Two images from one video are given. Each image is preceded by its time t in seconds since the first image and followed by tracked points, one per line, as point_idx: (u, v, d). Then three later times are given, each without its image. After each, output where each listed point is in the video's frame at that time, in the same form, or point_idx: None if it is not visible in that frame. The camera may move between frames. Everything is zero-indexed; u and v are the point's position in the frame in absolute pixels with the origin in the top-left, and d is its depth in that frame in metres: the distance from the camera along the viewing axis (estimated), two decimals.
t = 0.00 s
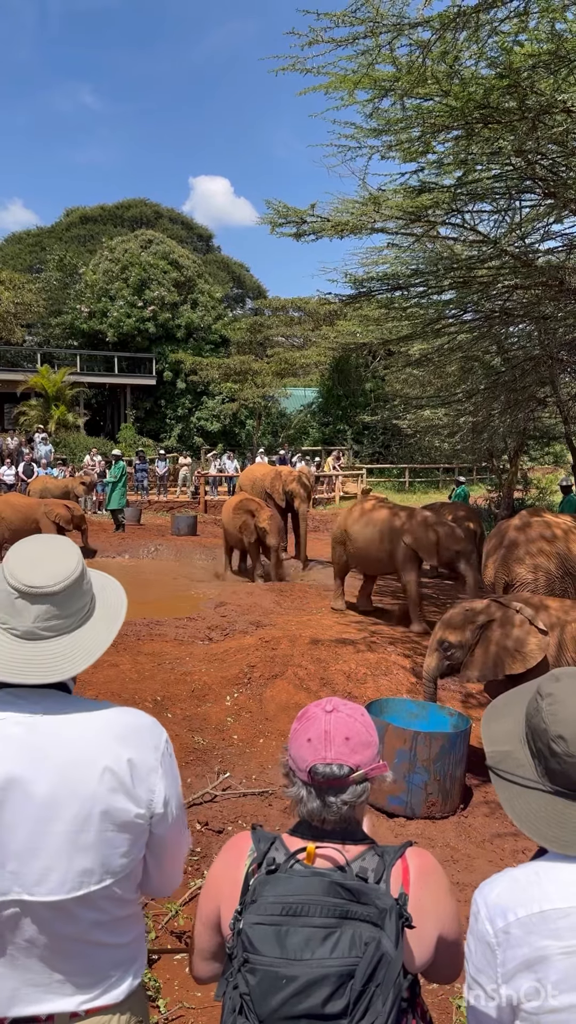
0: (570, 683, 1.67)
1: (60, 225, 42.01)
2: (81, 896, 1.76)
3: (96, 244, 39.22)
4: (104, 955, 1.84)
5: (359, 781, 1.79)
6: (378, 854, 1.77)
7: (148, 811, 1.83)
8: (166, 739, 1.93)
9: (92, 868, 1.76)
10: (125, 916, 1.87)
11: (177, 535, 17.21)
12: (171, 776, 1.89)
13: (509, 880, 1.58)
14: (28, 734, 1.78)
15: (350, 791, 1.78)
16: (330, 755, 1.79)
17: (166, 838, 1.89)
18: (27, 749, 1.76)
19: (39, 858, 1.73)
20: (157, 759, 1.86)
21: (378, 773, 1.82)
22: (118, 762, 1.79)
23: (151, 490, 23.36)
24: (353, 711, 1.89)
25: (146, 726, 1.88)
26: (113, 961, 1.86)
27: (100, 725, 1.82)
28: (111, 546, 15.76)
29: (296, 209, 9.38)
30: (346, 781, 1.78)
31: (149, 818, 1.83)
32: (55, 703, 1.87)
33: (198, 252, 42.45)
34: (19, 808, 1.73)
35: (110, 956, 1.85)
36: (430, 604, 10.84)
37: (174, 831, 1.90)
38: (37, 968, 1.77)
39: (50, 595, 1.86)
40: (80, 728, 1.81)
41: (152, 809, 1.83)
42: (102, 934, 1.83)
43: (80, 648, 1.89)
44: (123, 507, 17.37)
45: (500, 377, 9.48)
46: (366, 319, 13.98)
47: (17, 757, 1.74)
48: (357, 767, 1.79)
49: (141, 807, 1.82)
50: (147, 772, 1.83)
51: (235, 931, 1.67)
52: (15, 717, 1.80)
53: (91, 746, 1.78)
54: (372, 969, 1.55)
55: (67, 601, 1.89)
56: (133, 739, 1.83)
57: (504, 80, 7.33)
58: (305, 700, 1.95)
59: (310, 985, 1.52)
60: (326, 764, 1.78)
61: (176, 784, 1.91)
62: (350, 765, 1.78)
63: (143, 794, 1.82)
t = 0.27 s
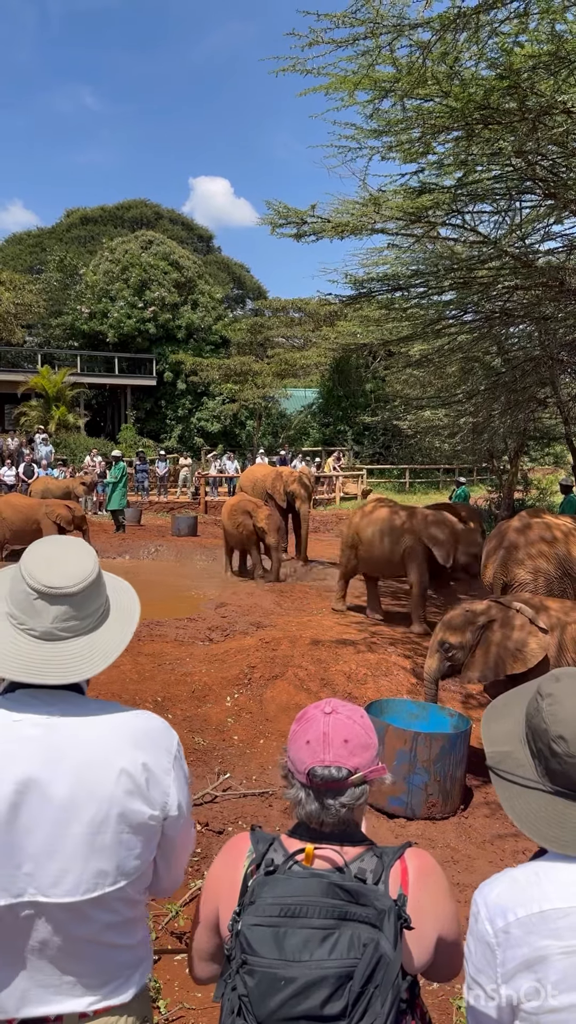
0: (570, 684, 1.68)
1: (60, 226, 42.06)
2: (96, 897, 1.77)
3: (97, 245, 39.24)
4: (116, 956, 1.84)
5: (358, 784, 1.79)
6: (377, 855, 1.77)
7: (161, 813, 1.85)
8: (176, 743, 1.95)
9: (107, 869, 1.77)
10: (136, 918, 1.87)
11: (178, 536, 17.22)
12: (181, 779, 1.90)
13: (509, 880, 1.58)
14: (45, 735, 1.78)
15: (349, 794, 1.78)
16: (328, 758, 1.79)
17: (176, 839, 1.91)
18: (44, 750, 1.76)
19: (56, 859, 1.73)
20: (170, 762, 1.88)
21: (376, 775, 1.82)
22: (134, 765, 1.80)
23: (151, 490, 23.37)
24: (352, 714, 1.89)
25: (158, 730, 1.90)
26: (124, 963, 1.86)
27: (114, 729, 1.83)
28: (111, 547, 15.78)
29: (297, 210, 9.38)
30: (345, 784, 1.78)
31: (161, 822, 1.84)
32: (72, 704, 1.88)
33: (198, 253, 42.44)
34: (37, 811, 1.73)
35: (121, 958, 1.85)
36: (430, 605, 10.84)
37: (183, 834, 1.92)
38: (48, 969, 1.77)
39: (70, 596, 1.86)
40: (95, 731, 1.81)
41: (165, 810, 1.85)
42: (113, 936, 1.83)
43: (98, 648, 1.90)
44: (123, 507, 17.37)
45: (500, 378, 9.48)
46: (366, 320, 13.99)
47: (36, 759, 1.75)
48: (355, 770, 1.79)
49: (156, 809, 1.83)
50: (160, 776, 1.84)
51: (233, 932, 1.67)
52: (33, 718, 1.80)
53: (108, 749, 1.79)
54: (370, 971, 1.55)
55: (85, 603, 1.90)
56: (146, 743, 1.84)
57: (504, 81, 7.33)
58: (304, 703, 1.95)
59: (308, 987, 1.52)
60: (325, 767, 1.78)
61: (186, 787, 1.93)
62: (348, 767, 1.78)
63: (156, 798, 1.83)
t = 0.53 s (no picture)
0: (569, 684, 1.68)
1: (61, 227, 42.09)
2: (101, 901, 1.77)
3: (98, 245, 39.25)
4: (121, 958, 1.84)
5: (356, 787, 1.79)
6: (377, 855, 1.77)
7: (169, 816, 1.85)
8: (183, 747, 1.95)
9: (114, 872, 1.77)
10: (142, 920, 1.88)
11: (179, 536, 17.23)
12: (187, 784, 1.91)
13: (510, 881, 1.58)
14: (53, 736, 1.78)
15: (348, 796, 1.78)
16: (326, 761, 1.78)
17: (180, 840, 1.92)
18: (51, 752, 1.76)
19: (64, 862, 1.73)
20: (177, 767, 1.88)
21: (376, 776, 1.82)
22: (142, 769, 1.80)
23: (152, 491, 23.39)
24: (351, 716, 1.88)
25: (166, 735, 1.90)
26: (128, 965, 1.86)
27: (123, 732, 1.83)
28: (112, 547, 15.79)
29: (297, 211, 9.39)
30: (344, 786, 1.78)
31: (168, 826, 1.85)
32: (80, 705, 1.88)
33: (199, 254, 42.45)
34: (44, 813, 1.73)
35: (127, 959, 1.86)
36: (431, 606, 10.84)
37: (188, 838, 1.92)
38: (53, 970, 1.78)
39: (81, 599, 1.87)
40: (105, 733, 1.81)
41: (172, 814, 1.86)
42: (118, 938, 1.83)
43: (107, 651, 1.90)
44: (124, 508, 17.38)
45: (501, 378, 9.48)
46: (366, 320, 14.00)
47: (44, 762, 1.75)
48: (354, 772, 1.78)
49: (162, 813, 1.84)
50: (167, 781, 1.84)
51: (232, 932, 1.67)
52: (41, 719, 1.81)
53: (116, 753, 1.79)
54: (370, 972, 1.55)
55: (95, 605, 1.90)
56: (154, 748, 1.84)
57: (505, 82, 7.34)
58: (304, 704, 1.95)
59: (309, 988, 1.52)
60: (324, 769, 1.78)
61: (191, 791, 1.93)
62: (346, 770, 1.78)
63: (164, 803, 1.83)
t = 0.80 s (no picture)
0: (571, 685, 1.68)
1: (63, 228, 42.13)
2: (102, 901, 1.77)
3: (100, 246, 39.27)
4: (123, 958, 1.85)
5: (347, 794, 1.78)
6: (378, 856, 1.77)
7: (170, 816, 1.86)
8: (185, 748, 1.95)
9: (114, 872, 1.77)
10: (143, 921, 1.87)
11: (181, 537, 17.24)
12: (188, 784, 1.91)
13: (514, 881, 1.58)
14: (54, 737, 1.78)
15: (339, 802, 1.77)
16: (317, 767, 1.78)
17: (182, 840, 1.92)
18: (52, 753, 1.76)
19: (64, 863, 1.73)
20: (178, 768, 1.89)
21: (369, 784, 1.80)
22: (144, 770, 1.80)
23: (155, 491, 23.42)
24: (346, 719, 1.87)
25: (169, 734, 1.90)
26: (130, 966, 1.86)
27: (124, 732, 1.83)
28: (114, 548, 15.81)
29: (299, 212, 9.39)
30: (335, 792, 1.77)
31: (169, 826, 1.85)
32: (81, 705, 1.88)
33: (201, 254, 42.48)
34: (45, 814, 1.73)
35: (129, 960, 1.86)
36: (432, 607, 10.85)
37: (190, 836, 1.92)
38: (55, 970, 1.78)
39: (83, 597, 1.87)
40: (107, 734, 1.81)
41: (174, 815, 1.86)
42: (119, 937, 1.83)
43: (108, 651, 1.90)
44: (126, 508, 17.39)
45: (503, 379, 9.48)
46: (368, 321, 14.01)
47: (45, 762, 1.75)
48: (345, 780, 1.77)
49: (164, 814, 1.84)
50: (168, 781, 1.85)
51: (234, 932, 1.67)
52: (41, 719, 1.81)
53: (119, 754, 1.79)
54: (371, 971, 1.55)
55: (96, 605, 1.90)
56: (156, 749, 1.85)
57: (507, 82, 7.34)
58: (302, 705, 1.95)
59: (309, 987, 1.53)
60: (314, 776, 1.77)
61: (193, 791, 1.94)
62: (337, 778, 1.76)
63: (165, 804, 1.84)
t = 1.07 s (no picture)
0: None
1: (67, 229, 42.18)
2: (102, 900, 1.77)
3: (103, 246, 39.29)
4: (124, 957, 1.85)
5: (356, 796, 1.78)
6: (382, 855, 1.78)
7: (170, 814, 1.86)
8: (184, 746, 1.95)
9: (113, 870, 1.77)
10: (145, 919, 1.88)
11: (184, 537, 17.24)
12: (188, 782, 1.92)
13: (519, 881, 1.58)
14: (53, 736, 1.78)
15: (349, 804, 1.77)
16: (326, 769, 1.78)
17: (183, 837, 1.93)
18: (52, 752, 1.76)
19: (63, 862, 1.73)
20: (177, 766, 1.89)
21: (376, 784, 1.81)
22: (142, 769, 1.80)
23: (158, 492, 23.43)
24: (352, 720, 1.87)
25: (167, 732, 1.91)
26: (131, 965, 1.86)
27: (123, 731, 1.84)
28: (118, 548, 15.82)
29: (303, 212, 9.39)
30: (344, 794, 1.77)
31: (170, 824, 1.86)
32: (79, 704, 1.88)
33: (204, 255, 42.50)
34: (44, 814, 1.73)
35: (130, 960, 1.86)
36: (436, 607, 10.84)
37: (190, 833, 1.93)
38: (55, 969, 1.78)
39: (77, 595, 1.87)
40: (106, 733, 1.82)
41: (174, 812, 1.87)
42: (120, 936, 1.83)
43: (105, 649, 1.91)
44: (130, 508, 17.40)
45: (507, 379, 9.47)
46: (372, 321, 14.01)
47: (44, 761, 1.75)
48: (354, 781, 1.77)
49: (163, 812, 1.84)
50: (168, 780, 1.85)
51: (238, 930, 1.67)
52: (39, 719, 1.81)
53: (117, 753, 1.80)
54: (375, 968, 1.55)
55: (92, 603, 1.91)
56: (155, 747, 1.85)
57: (511, 82, 7.33)
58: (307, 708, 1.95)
59: (313, 984, 1.52)
60: (323, 778, 1.77)
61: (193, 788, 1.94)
62: (347, 779, 1.77)
63: (165, 801, 1.84)
